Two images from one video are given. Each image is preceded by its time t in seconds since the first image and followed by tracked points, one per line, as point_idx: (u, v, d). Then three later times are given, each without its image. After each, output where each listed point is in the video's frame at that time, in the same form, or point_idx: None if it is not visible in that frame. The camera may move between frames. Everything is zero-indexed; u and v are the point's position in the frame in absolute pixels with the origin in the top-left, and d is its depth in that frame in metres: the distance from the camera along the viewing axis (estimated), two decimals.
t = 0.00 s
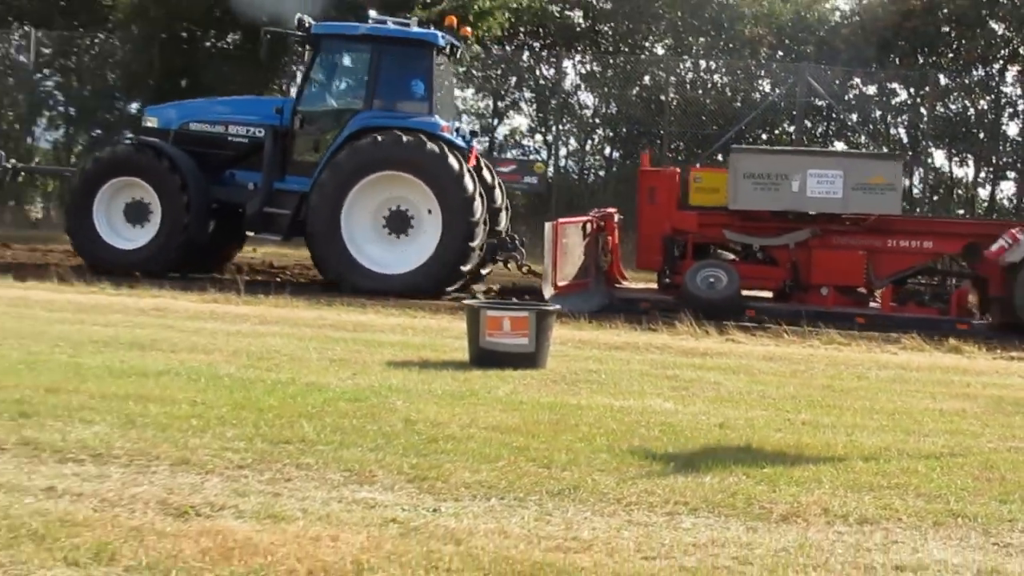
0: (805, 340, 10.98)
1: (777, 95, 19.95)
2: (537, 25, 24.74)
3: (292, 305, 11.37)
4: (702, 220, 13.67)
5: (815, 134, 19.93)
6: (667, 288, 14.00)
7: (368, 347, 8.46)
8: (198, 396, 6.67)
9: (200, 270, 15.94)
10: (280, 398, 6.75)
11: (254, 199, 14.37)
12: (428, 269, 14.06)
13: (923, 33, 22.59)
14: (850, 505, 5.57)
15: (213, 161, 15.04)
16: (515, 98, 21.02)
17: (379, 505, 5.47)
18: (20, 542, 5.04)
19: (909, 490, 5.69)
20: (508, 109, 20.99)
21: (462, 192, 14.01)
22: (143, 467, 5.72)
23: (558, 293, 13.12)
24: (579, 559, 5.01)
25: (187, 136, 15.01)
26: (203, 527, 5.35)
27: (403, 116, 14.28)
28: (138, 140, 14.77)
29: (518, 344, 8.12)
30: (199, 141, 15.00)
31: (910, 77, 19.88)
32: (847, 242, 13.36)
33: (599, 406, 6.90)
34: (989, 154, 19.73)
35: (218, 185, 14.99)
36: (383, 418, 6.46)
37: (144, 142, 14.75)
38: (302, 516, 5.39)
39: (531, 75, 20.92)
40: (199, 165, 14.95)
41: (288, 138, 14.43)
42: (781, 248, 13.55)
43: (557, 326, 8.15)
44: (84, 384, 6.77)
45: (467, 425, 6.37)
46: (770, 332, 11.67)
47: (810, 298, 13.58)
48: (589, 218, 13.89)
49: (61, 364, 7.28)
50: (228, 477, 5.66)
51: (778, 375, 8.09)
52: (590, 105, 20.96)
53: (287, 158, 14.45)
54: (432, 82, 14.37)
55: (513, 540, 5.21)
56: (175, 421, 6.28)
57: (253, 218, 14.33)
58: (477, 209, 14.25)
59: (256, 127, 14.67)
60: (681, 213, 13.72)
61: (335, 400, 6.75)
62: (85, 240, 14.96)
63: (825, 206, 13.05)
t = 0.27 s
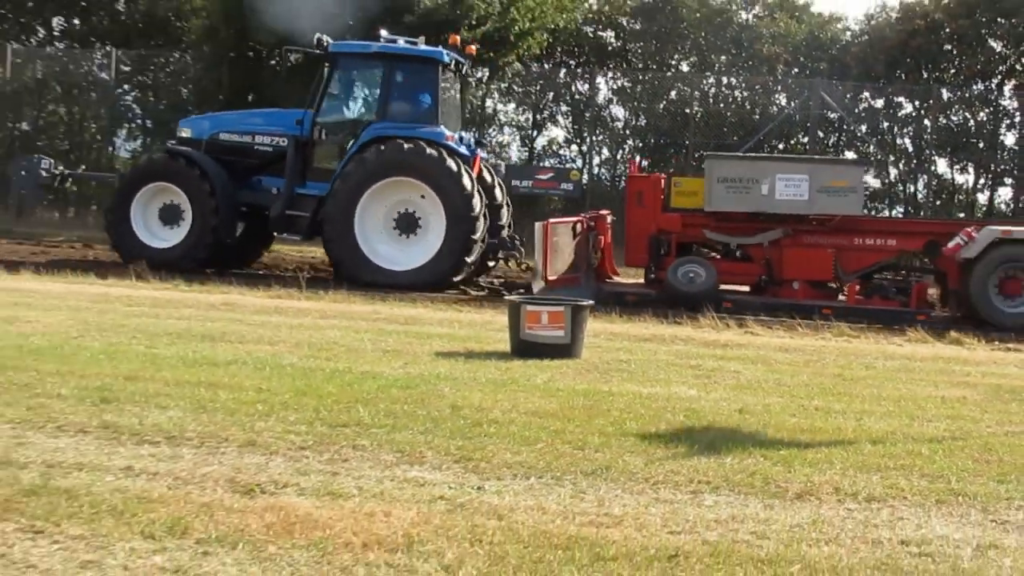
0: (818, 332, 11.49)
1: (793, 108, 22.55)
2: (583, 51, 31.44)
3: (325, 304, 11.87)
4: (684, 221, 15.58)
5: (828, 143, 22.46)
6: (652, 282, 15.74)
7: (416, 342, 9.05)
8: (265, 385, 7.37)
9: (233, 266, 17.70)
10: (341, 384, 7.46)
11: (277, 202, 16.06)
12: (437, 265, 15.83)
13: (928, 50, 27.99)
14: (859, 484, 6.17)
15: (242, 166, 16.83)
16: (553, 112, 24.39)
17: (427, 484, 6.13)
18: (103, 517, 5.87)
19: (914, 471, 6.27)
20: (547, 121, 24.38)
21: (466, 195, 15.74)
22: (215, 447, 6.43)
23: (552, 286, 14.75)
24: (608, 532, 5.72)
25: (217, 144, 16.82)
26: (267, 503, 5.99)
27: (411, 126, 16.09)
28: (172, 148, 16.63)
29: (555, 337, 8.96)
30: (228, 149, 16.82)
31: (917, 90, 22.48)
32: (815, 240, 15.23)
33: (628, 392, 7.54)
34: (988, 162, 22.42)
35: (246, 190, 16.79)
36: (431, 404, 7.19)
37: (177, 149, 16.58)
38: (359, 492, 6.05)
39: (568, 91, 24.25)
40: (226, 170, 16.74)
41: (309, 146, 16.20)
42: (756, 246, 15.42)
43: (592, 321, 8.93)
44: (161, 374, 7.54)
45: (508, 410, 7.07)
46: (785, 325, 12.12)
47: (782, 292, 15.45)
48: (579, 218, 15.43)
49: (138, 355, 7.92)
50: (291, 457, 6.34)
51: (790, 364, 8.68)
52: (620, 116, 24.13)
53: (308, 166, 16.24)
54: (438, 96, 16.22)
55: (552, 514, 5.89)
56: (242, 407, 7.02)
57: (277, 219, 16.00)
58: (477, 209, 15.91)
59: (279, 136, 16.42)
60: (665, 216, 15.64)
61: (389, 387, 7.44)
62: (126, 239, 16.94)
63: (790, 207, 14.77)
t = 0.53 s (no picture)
0: (822, 331, 12.08)
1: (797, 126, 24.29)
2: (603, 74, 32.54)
3: (358, 311, 12.50)
4: (661, 227, 17.30)
5: (830, 158, 24.19)
6: (630, 282, 17.48)
7: (451, 343, 10.18)
8: (314, 378, 8.30)
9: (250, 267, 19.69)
10: (382, 378, 8.43)
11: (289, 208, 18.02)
12: (433, 267, 17.78)
13: (923, 72, 28.87)
14: (859, 470, 6.79)
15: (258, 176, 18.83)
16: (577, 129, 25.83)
17: (463, 469, 6.83)
18: (166, 499, 6.46)
19: (910, 459, 6.88)
20: (571, 137, 25.80)
21: (460, 205, 17.65)
22: (268, 435, 7.21)
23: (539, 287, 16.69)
24: (628, 513, 6.34)
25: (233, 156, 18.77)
26: (318, 486, 6.60)
27: (412, 140, 18.03)
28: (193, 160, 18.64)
29: (580, 334, 10.08)
30: (246, 161, 18.76)
31: (912, 109, 24.20)
32: (780, 244, 17.00)
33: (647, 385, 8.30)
34: (979, 174, 23.93)
35: (262, 197, 18.79)
36: (466, 395, 8.02)
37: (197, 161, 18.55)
38: (399, 477, 6.74)
39: (591, 109, 25.68)
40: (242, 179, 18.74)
41: (319, 157, 18.13)
42: (726, 249, 17.19)
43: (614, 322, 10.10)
44: (218, 369, 8.49)
45: (536, 401, 7.93)
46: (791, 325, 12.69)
47: (751, 291, 17.25)
48: (565, 223, 17.20)
49: (197, 350, 9.00)
50: (337, 445, 7.08)
51: (795, 360, 9.32)
52: (640, 132, 25.43)
53: (318, 176, 18.18)
54: (437, 112, 18.15)
55: (576, 497, 6.52)
56: (294, 398, 7.84)
57: (289, 223, 17.94)
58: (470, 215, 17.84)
59: (291, 148, 18.39)
60: (644, 222, 17.35)
61: (426, 381, 8.36)
62: (149, 242, 18.98)
63: (756, 213, 16.57)
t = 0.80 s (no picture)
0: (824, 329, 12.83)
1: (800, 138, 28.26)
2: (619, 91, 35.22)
3: (397, 308, 14.35)
4: (640, 229, 19.64)
5: (829, 167, 27.76)
6: (613, 279, 19.95)
7: (480, 337, 11.67)
8: (356, 369, 9.34)
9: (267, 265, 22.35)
10: (418, 369, 9.48)
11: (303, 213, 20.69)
12: (431, 266, 20.32)
13: (915, 88, 31.54)
14: (854, 455, 7.48)
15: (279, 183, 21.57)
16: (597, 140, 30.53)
17: (491, 453, 7.53)
18: (220, 480, 7.12)
19: (903, 445, 7.58)
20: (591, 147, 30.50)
21: (455, 209, 20.12)
22: (313, 421, 7.99)
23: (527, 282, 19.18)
24: (642, 494, 7.00)
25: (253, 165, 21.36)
26: (358, 469, 7.27)
27: (413, 150, 20.58)
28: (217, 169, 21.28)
29: (599, 329, 11.32)
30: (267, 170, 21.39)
31: (904, 122, 27.80)
32: (748, 245, 19.27)
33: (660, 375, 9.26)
34: (966, 182, 27.31)
35: (280, 203, 21.54)
36: (494, 386, 8.83)
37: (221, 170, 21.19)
38: (432, 460, 7.43)
39: (609, 123, 30.36)
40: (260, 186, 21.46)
41: (330, 167, 20.76)
42: (700, 250, 19.52)
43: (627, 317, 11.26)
44: (269, 361, 9.48)
45: (559, 391, 8.69)
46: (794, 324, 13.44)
47: (723, 288, 19.53)
48: (552, 227, 19.61)
49: (250, 344, 10.17)
50: (376, 430, 7.85)
51: (795, 354, 10.12)
52: (653, 144, 30.14)
53: (329, 184, 20.81)
54: (435, 124, 20.69)
55: (595, 479, 7.19)
56: (336, 387, 8.71)
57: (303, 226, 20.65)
58: (466, 217, 20.31)
59: (304, 158, 21.00)
60: (625, 224, 19.67)
61: (458, 372, 9.38)
62: (175, 243, 21.64)
63: (722, 215, 18.83)
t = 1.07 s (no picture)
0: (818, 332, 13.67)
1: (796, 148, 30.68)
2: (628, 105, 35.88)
3: (420, 306, 15.33)
4: (620, 232, 22.02)
5: (824, 175, 29.85)
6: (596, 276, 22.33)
7: (499, 333, 12.60)
8: (384, 362, 10.19)
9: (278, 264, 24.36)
10: (442, 362, 10.32)
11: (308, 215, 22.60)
12: (425, 265, 22.21)
13: (905, 101, 32.72)
14: (848, 443, 8.14)
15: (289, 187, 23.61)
16: (607, 150, 32.93)
17: (508, 440, 8.18)
18: (257, 465, 7.70)
19: (893, 434, 8.28)
20: (602, 156, 32.91)
21: (449, 213, 21.97)
22: (344, 411, 8.68)
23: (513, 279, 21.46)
24: (650, 479, 7.60)
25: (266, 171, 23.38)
26: (386, 456, 7.88)
27: (411, 157, 22.46)
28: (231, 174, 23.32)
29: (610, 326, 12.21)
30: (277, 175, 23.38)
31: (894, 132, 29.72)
32: (720, 246, 21.61)
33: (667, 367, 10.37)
34: (952, 189, 29.19)
35: (290, 206, 23.53)
36: (511, 379, 9.64)
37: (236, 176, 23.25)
38: (455, 447, 8.05)
39: (619, 134, 32.73)
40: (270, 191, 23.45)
41: (334, 172, 22.67)
42: (675, 250, 21.90)
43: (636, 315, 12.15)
44: (304, 356, 10.27)
45: (572, 384, 9.42)
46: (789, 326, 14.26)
47: (696, 285, 21.91)
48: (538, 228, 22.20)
49: (288, 341, 11.08)
50: (403, 419, 8.51)
51: (787, 354, 11.17)
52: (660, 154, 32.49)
53: (333, 189, 22.73)
54: (432, 134, 22.54)
55: (606, 465, 7.80)
56: (366, 379, 9.53)
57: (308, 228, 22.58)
58: (460, 220, 22.17)
59: (311, 164, 22.95)
60: (606, 227, 22.06)
61: (479, 365, 10.21)
62: (192, 242, 23.67)
63: (693, 217, 21.11)
